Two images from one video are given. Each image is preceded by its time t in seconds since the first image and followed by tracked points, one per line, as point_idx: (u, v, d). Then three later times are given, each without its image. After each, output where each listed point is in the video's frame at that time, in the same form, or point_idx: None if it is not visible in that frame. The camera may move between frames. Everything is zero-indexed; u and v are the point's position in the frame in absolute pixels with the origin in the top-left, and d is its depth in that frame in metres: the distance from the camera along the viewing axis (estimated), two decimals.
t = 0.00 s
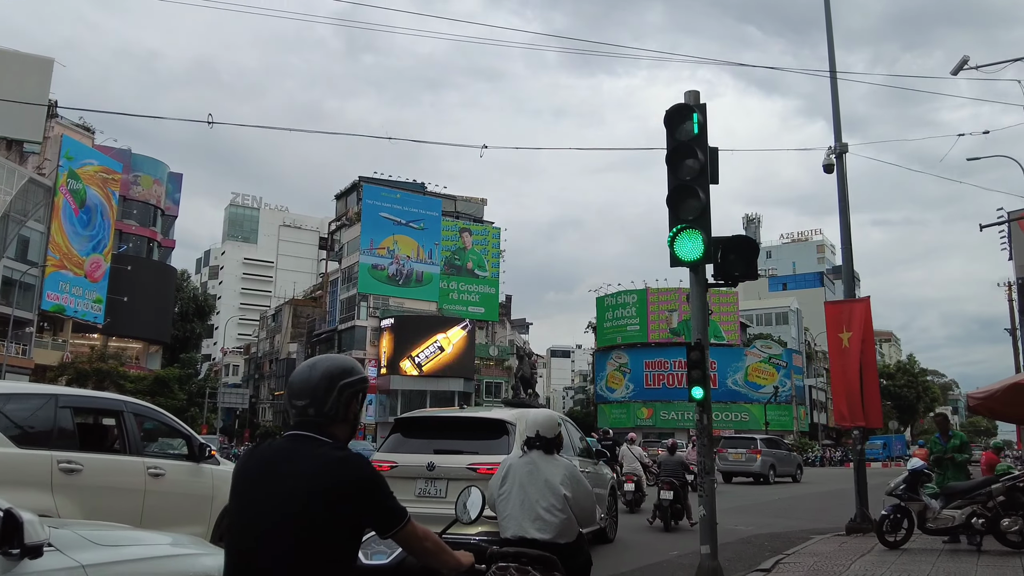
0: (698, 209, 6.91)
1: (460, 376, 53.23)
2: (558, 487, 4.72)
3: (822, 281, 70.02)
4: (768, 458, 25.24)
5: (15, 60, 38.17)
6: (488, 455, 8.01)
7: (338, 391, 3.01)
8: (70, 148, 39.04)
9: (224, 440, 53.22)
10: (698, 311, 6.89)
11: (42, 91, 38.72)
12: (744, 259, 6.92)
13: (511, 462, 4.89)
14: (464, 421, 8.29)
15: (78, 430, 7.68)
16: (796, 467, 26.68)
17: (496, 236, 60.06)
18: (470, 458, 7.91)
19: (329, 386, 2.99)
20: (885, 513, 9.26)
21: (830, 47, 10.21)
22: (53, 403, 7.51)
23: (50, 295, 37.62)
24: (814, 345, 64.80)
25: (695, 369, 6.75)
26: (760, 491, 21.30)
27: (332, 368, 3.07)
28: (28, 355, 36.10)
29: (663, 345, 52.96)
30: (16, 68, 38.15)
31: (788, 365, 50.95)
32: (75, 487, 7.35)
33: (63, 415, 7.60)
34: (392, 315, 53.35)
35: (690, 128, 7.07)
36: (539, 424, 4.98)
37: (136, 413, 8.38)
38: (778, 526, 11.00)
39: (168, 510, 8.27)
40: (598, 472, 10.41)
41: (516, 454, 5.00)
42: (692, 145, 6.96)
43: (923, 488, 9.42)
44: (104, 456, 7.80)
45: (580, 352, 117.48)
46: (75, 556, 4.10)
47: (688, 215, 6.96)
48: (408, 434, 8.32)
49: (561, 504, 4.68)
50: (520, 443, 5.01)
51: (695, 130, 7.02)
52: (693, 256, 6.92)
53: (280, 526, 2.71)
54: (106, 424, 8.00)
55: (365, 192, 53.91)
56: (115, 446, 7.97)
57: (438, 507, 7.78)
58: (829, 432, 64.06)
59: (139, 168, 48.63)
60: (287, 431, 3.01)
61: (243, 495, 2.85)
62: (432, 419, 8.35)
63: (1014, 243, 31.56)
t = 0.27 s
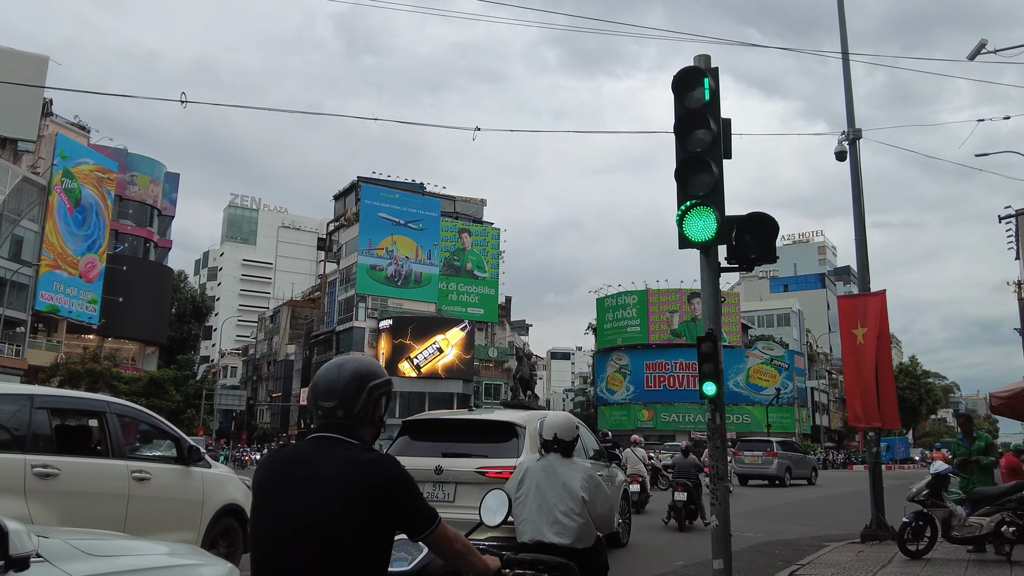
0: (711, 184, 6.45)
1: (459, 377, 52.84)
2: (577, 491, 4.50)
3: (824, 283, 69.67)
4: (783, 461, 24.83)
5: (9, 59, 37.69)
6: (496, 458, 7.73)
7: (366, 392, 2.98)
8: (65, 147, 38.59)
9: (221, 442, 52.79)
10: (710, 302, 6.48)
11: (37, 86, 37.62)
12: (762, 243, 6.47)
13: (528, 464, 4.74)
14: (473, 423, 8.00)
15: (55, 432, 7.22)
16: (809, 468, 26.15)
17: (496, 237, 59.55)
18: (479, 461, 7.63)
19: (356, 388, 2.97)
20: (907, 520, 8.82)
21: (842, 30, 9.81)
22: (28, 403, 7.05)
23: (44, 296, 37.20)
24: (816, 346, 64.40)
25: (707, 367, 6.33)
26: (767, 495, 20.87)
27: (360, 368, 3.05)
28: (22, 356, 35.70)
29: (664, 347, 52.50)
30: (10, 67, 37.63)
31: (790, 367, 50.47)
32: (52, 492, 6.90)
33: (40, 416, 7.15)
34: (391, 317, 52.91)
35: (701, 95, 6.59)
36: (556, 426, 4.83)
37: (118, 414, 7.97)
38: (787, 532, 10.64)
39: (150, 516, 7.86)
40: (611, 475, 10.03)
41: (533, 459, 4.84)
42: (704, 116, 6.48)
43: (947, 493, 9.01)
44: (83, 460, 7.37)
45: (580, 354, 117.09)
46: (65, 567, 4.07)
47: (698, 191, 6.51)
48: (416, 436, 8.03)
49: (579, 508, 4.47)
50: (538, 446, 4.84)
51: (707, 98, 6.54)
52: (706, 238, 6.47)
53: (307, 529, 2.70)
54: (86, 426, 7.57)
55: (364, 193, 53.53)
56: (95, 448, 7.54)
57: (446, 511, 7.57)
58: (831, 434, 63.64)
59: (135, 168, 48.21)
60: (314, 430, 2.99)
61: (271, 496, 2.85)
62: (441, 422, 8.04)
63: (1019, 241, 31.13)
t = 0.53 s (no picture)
0: (725, 153, 6.06)
1: (458, 379, 52.45)
2: (598, 497, 4.47)
3: (825, 284, 69.31)
4: (799, 463, 24.50)
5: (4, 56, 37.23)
6: (509, 461, 7.37)
7: (387, 394, 2.87)
8: (60, 145, 38.15)
9: (218, 444, 52.32)
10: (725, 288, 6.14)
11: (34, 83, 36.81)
12: (785, 217, 6.11)
13: (549, 469, 4.71)
14: (484, 425, 7.64)
15: (35, 433, 6.75)
16: (825, 471, 25.83)
17: (495, 237, 59.20)
18: (490, 464, 7.26)
19: (377, 387, 2.84)
20: (930, 529, 8.42)
21: (854, 14, 9.44)
22: (4, 402, 6.57)
23: (38, 295, 36.78)
24: (817, 347, 64.04)
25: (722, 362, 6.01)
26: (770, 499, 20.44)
27: (379, 370, 2.91)
28: (15, 356, 35.24)
29: (665, 348, 52.06)
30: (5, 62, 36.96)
31: (792, 369, 50.13)
32: (29, 497, 6.44)
33: (18, 416, 6.68)
34: (389, 317, 52.51)
35: (714, 56, 6.18)
36: (578, 432, 4.79)
37: (104, 414, 7.50)
38: (798, 539, 10.29)
39: (138, 522, 7.39)
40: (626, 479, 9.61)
41: (554, 463, 4.80)
42: (717, 78, 6.09)
43: (975, 499, 8.58)
44: (65, 462, 6.90)
45: (580, 356, 116.61)
46: None
47: (712, 162, 6.13)
48: (427, 439, 7.73)
49: (599, 516, 4.44)
50: (558, 451, 4.81)
51: (721, 59, 6.12)
52: (718, 214, 6.10)
53: (326, 537, 2.57)
54: (69, 427, 7.09)
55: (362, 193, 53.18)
56: (79, 450, 7.08)
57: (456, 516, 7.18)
58: (833, 436, 63.29)
59: (131, 167, 47.84)
60: (328, 430, 2.85)
61: (284, 500, 2.72)
62: (452, 424, 7.73)
63: None
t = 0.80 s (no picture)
0: (747, 112, 5.65)
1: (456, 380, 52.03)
2: (632, 497, 4.29)
3: (826, 285, 68.88)
4: (816, 464, 24.15)
5: None
6: (524, 464, 7.02)
7: (396, 399, 2.72)
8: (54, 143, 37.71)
9: (214, 446, 51.83)
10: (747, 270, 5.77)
11: (27, 81, 36.38)
12: (812, 184, 5.71)
13: (581, 469, 4.54)
14: (498, 427, 7.34)
15: (21, 433, 6.27)
16: (839, 472, 25.45)
17: (494, 237, 58.81)
18: (504, 466, 6.91)
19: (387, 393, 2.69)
20: (961, 537, 7.96)
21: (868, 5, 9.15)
22: None
23: (32, 295, 36.33)
24: (818, 348, 63.67)
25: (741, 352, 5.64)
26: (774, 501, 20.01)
27: (388, 373, 2.78)
28: (7, 357, 34.76)
29: (665, 349, 51.62)
30: None
31: (793, 369, 49.76)
32: (9, 502, 5.97)
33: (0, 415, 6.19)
34: (387, 318, 52.10)
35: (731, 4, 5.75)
36: (611, 431, 4.62)
37: (94, 415, 6.99)
38: (810, 545, 9.92)
39: (128, 528, 6.90)
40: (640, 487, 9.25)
41: (587, 464, 4.62)
42: (737, 28, 5.67)
43: (1007, 505, 8.20)
44: (50, 465, 6.40)
45: (580, 357, 116.04)
46: None
47: (729, 124, 5.73)
48: (440, 441, 7.37)
49: (633, 517, 4.26)
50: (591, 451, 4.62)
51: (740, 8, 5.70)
52: (738, 181, 5.68)
53: (340, 548, 2.42)
54: (56, 428, 6.57)
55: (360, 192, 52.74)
56: (69, 453, 6.59)
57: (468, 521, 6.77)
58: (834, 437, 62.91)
59: (127, 166, 47.44)
60: (337, 437, 2.71)
61: (289, 509, 2.58)
62: (467, 425, 7.41)
63: None
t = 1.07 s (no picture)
0: (769, 71, 5.39)
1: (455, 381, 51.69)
2: (667, 501, 4.39)
3: (827, 286, 68.61)
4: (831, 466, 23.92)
5: None
6: (538, 467, 7.07)
7: (411, 407, 2.70)
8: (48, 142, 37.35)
9: (211, 447, 51.43)
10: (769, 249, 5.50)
11: (22, 79, 35.99)
12: (839, 156, 5.52)
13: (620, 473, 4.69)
14: (513, 430, 7.33)
15: (14, 433, 5.88)
16: (854, 474, 25.17)
17: (494, 238, 58.51)
18: (519, 469, 6.97)
19: (401, 400, 2.67)
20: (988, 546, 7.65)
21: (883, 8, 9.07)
22: None
23: (26, 295, 35.96)
24: (820, 350, 63.36)
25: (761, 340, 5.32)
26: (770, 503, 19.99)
27: (404, 380, 2.77)
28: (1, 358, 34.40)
29: (665, 350, 51.30)
30: None
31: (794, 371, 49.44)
32: None
33: None
34: (386, 319, 51.76)
35: None
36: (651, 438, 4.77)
37: (91, 416, 6.56)
38: (821, 551, 9.64)
39: (124, 535, 6.47)
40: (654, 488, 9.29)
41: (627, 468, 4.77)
42: None
43: None
44: (44, 467, 6.00)
45: (580, 359, 115.63)
46: None
47: (749, 84, 5.45)
48: (456, 444, 7.43)
49: (669, 520, 4.35)
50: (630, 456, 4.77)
51: None
52: (760, 148, 5.42)
53: (357, 555, 2.40)
54: (49, 429, 6.16)
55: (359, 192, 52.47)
56: (63, 453, 6.20)
57: (483, 523, 6.89)
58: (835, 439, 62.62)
59: (123, 166, 47.11)
60: (351, 445, 2.68)
61: (304, 516, 2.54)
62: (482, 427, 7.45)
63: None
